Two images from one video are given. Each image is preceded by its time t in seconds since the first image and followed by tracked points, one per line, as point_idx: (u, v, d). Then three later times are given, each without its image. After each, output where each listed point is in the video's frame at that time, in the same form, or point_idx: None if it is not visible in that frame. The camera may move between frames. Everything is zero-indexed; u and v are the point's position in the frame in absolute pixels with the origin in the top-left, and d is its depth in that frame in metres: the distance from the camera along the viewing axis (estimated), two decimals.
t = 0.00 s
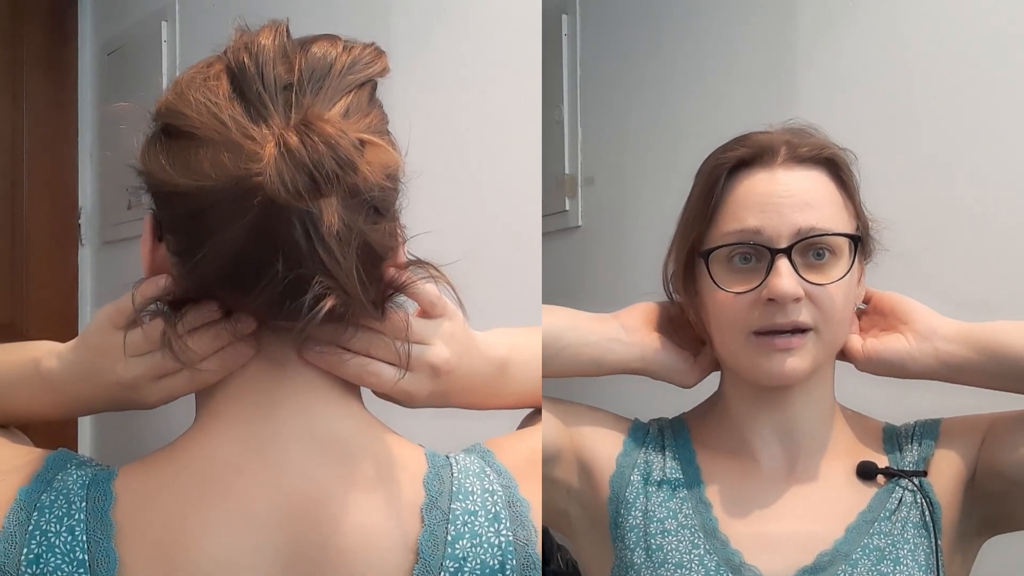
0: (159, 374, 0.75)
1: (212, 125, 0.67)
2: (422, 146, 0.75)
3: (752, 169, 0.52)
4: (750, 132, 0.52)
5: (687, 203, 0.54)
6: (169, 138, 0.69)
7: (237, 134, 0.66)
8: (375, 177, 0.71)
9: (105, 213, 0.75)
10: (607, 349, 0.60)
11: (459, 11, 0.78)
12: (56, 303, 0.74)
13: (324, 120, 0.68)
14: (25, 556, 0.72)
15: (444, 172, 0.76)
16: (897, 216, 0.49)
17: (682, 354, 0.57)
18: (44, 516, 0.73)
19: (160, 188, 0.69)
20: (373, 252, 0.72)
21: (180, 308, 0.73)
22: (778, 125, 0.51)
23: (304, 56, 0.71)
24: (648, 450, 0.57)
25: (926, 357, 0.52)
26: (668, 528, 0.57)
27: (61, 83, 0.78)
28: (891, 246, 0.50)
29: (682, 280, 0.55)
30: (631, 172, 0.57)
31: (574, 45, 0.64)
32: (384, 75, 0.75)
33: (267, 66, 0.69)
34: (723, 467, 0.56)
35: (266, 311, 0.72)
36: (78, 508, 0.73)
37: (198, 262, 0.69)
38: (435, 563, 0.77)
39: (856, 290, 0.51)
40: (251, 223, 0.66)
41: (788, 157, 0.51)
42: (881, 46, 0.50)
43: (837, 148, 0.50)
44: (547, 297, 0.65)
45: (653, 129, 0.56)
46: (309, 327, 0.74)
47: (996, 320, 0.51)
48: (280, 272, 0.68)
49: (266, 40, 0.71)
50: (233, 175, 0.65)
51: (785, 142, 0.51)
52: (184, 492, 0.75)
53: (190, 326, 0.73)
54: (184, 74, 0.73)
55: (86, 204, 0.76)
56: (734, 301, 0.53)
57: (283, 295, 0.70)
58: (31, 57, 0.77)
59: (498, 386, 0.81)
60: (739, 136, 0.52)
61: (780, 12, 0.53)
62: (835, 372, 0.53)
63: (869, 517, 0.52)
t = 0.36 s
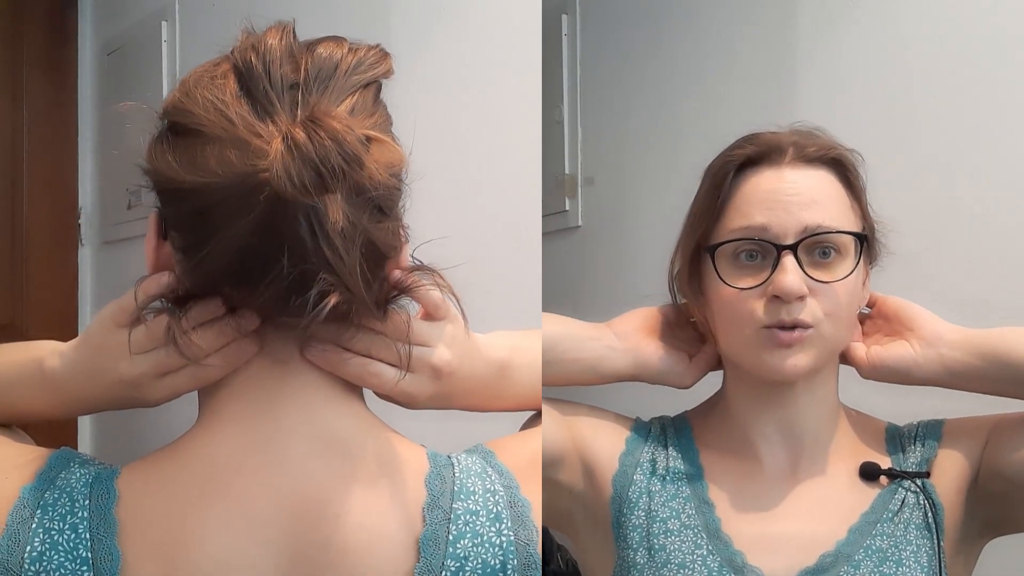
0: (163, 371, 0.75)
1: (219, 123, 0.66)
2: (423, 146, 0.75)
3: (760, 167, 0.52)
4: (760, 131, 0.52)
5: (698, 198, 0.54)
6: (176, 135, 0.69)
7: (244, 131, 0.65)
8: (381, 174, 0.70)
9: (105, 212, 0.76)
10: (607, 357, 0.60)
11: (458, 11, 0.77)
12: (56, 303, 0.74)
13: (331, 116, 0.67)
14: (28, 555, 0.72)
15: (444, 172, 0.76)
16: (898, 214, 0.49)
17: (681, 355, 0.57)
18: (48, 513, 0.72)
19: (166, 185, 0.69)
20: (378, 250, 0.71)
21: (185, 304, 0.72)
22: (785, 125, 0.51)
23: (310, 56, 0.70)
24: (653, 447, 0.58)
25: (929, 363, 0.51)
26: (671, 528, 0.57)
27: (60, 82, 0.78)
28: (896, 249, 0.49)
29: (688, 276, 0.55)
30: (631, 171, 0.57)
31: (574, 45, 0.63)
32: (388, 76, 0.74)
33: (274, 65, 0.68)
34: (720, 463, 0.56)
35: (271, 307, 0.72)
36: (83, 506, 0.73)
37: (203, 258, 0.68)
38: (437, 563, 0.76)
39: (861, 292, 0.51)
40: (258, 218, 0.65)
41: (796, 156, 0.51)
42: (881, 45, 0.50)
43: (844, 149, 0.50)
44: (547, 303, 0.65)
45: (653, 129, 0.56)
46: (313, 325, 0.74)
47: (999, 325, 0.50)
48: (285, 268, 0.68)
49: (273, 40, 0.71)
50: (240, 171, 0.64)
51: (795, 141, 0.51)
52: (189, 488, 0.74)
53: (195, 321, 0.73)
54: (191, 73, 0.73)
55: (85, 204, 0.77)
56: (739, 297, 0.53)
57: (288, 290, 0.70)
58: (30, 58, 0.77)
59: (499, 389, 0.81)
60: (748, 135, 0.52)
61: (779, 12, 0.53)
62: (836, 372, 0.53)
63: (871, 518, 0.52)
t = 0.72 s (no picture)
0: (163, 370, 0.75)
1: (219, 121, 0.66)
2: (422, 147, 0.75)
3: (759, 161, 0.52)
4: (759, 128, 0.52)
5: (696, 198, 0.54)
6: (175, 134, 0.69)
7: (243, 128, 0.66)
8: (378, 171, 0.70)
9: (104, 212, 0.76)
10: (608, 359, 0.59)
11: (459, 11, 0.77)
12: (56, 303, 0.75)
13: (330, 112, 0.67)
14: (27, 555, 0.72)
15: (444, 172, 0.76)
16: (896, 212, 0.49)
17: (681, 357, 0.57)
18: (47, 513, 0.72)
19: (165, 184, 0.69)
20: (375, 247, 0.71)
21: (184, 300, 0.72)
22: (786, 123, 0.51)
23: (308, 57, 0.70)
24: (654, 448, 0.58)
25: (932, 363, 0.51)
26: (672, 528, 0.57)
27: (61, 83, 0.78)
28: (897, 246, 0.49)
29: (688, 272, 0.55)
30: (631, 171, 0.57)
31: (574, 45, 0.63)
32: (385, 76, 0.74)
33: (273, 64, 0.69)
34: (720, 463, 0.56)
35: (270, 305, 0.72)
36: (81, 506, 0.72)
37: (203, 255, 0.68)
38: (436, 561, 0.75)
39: (862, 290, 0.51)
40: (257, 215, 0.65)
41: (794, 151, 0.51)
42: (881, 44, 0.50)
43: (840, 142, 0.50)
44: (547, 304, 0.64)
45: (653, 129, 0.56)
46: (314, 323, 0.74)
47: (1004, 325, 0.50)
48: (283, 265, 0.68)
49: (272, 40, 0.71)
50: (239, 167, 0.65)
51: (792, 138, 0.51)
52: (188, 489, 0.74)
53: (195, 319, 0.73)
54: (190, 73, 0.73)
55: (85, 204, 0.77)
56: (739, 289, 0.53)
57: (287, 288, 0.70)
58: (30, 58, 0.77)
59: (497, 389, 0.80)
60: (747, 130, 0.52)
61: (779, 12, 0.53)
62: (838, 371, 0.53)
63: (872, 518, 0.52)
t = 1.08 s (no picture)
0: (163, 370, 0.75)
1: (215, 121, 0.66)
2: (421, 147, 0.75)
3: (759, 163, 0.52)
4: (759, 128, 0.52)
5: (694, 201, 0.54)
6: (172, 135, 0.69)
7: (239, 128, 0.66)
8: (373, 168, 0.70)
9: (105, 212, 0.76)
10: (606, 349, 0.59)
11: (460, 10, 0.77)
12: (56, 303, 0.76)
13: (325, 109, 0.67)
14: (28, 554, 0.71)
15: (444, 173, 0.76)
16: (895, 211, 0.49)
17: (681, 354, 0.57)
18: (48, 513, 0.72)
19: (162, 184, 0.69)
20: (372, 245, 0.71)
21: (182, 301, 0.72)
22: (787, 122, 0.51)
23: (303, 57, 0.70)
24: (652, 446, 0.57)
25: (928, 358, 0.51)
26: (669, 525, 0.56)
27: (61, 83, 0.78)
28: (897, 246, 0.50)
29: (688, 275, 0.55)
30: (631, 171, 0.57)
31: (574, 45, 0.63)
32: (380, 75, 0.74)
33: (268, 64, 0.69)
34: (721, 462, 0.56)
35: (268, 304, 0.72)
36: (82, 505, 0.72)
37: (200, 254, 0.69)
38: (436, 558, 0.75)
39: (861, 289, 0.51)
40: (254, 214, 0.66)
41: (794, 152, 0.51)
42: (881, 44, 0.50)
43: (841, 143, 0.50)
44: (547, 301, 0.65)
45: (652, 129, 0.56)
46: (311, 320, 0.74)
47: (1003, 320, 0.50)
48: (280, 262, 0.68)
49: (267, 41, 0.72)
50: (235, 166, 0.65)
51: (793, 138, 0.51)
52: (189, 487, 0.74)
53: (194, 319, 0.73)
54: (188, 74, 0.73)
55: (85, 204, 0.77)
56: (739, 292, 0.53)
57: (284, 287, 0.70)
58: (29, 58, 0.77)
59: (495, 388, 0.79)
60: (748, 131, 0.52)
61: (779, 12, 0.53)
62: (836, 371, 0.53)
63: (871, 514, 0.52)
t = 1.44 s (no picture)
0: (158, 371, 0.75)
1: (209, 121, 0.67)
2: (419, 145, 0.75)
3: (758, 166, 0.52)
4: (756, 129, 0.52)
5: (692, 205, 0.54)
6: (167, 135, 0.70)
7: (232, 128, 0.66)
8: (365, 167, 0.71)
9: (105, 212, 0.75)
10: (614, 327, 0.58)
11: (460, 11, 0.77)
12: (57, 303, 0.75)
13: (317, 108, 0.68)
14: (25, 555, 0.71)
15: (441, 172, 0.76)
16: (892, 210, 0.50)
17: (681, 342, 0.57)
18: (45, 513, 0.72)
19: (157, 184, 0.69)
20: (366, 244, 0.71)
21: (178, 300, 0.73)
22: (784, 122, 0.52)
23: (296, 57, 0.71)
24: (652, 447, 0.58)
25: (924, 343, 0.52)
26: (669, 523, 0.56)
27: (60, 82, 0.78)
28: (896, 245, 0.51)
29: (687, 276, 0.55)
30: (631, 172, 0.57)
31: (574, 45, 0.63)
32: (373, 75, 0.74)
33: (262, 65, 0.69)
34: (723, 461, 0.56)
35: (262, 302, 0.72)
36: (79, 505, 0.73)
37: (195, 253, 0.69)
38: (432, 555, 0.74)
39: (862, 288, 0.51)
40: (247, 212, 0.66)
41: (793, 155, 0.51)
42: (877, 46, 0.52)
43: (842, 146, 0.51)
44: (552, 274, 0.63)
45: (651, 130, 0.56)
46: (304, 318, 0.74)
47: (993, 303, 0.51)
48: (274, 260, 0.68)
49: (261, 43, 0.72)
50: (228, 166, 0.65)
51: (795, 137, 0.51)
52: (188, 486, 0.74)
53: (188, 318, 0.73)
54: (183, 75, 0.73)
55: (85, 204, 0.77)
56: (738, 297, 0.53)
57: (278, 285, 0.70)
58: (29, 59, 0.78)
59: (491, 388, 0.79)
60: (744, 133, 0.53)
61: (778, 14, 0.53)
62: (838, 367, 0.53)
63: (870, 512, 0.52)
